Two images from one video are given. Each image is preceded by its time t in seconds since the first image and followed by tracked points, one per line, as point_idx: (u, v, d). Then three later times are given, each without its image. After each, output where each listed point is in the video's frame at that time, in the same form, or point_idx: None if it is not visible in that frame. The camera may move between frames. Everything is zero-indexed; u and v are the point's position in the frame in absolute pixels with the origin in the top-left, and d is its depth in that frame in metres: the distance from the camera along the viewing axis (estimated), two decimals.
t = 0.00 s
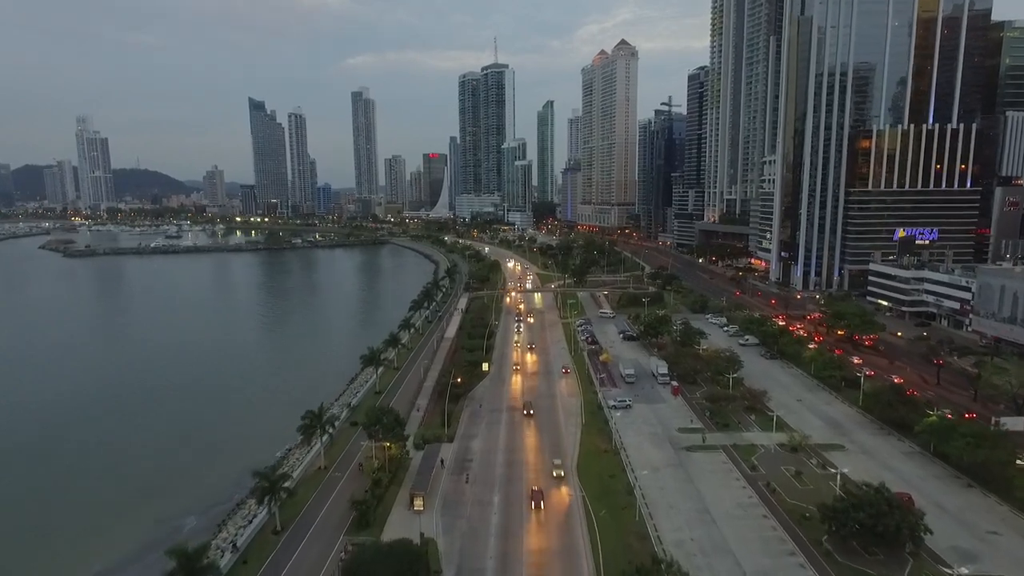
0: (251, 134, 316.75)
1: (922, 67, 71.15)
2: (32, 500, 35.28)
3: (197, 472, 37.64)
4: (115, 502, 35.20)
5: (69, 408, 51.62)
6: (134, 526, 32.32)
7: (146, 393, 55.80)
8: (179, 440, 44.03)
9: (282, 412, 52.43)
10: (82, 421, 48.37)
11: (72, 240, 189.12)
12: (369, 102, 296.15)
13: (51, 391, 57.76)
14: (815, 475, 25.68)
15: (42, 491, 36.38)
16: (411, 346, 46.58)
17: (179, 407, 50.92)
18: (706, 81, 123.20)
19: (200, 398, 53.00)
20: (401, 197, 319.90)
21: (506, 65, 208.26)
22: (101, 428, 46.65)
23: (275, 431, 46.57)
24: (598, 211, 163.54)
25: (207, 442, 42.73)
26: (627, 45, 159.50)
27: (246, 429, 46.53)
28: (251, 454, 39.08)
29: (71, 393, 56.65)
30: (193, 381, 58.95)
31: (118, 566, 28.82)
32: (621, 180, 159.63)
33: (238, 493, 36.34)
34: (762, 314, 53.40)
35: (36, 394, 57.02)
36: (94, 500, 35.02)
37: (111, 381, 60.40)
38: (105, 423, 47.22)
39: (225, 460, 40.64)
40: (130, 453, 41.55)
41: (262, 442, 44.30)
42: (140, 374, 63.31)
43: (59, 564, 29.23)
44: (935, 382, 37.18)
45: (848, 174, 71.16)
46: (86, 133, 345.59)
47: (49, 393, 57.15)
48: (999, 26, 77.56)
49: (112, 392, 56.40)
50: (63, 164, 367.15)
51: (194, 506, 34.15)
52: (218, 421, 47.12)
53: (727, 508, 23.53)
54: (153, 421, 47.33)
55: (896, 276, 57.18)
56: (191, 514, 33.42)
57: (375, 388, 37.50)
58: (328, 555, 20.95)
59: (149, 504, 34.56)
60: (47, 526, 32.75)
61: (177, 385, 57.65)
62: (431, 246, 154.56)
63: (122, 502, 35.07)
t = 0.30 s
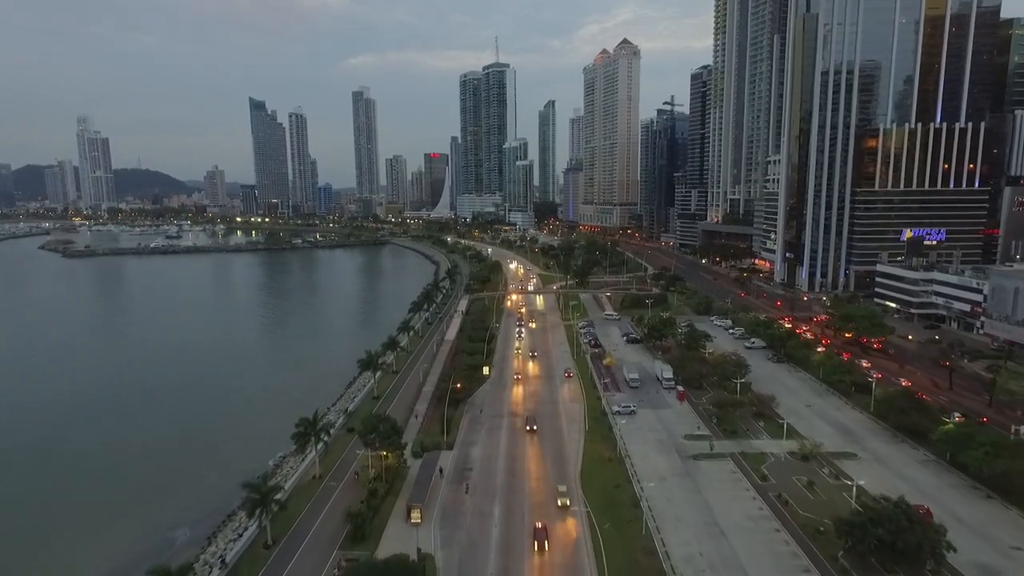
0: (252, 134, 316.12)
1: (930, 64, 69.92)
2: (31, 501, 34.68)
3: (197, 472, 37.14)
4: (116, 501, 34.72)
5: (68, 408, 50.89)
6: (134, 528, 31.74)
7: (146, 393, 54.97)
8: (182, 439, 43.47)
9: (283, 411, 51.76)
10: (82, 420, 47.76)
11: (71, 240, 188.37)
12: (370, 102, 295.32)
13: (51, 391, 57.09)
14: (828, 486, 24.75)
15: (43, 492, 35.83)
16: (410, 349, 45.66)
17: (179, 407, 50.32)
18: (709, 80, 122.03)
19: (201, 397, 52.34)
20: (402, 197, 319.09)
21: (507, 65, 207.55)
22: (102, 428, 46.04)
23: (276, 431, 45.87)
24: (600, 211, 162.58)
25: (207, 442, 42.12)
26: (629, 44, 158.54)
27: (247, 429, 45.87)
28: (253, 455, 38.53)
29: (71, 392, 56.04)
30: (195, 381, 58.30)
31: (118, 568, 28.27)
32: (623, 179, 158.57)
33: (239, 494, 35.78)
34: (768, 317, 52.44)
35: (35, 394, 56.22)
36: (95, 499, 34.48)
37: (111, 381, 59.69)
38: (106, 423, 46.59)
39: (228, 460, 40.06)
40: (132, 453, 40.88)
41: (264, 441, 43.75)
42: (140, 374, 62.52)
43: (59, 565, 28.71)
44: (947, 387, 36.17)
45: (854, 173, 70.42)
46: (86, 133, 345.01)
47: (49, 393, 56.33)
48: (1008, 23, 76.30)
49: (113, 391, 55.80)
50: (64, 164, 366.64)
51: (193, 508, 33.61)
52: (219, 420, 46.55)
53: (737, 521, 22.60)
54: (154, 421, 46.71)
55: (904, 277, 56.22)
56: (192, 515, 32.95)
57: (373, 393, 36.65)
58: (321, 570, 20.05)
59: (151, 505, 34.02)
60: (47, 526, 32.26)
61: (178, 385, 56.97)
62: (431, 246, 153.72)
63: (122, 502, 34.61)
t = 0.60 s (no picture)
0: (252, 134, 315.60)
1: (937, 62, 69.00)
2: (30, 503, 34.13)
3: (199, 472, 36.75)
4: (116, 501, 34.20)
5: (69, 407, 50.15)
6: (134, 528, 31.31)
7: (146, 393, 54.14)
8: (183, 439, 42.86)
9: (283, 411, 50.99)
10: (82, 420, 47.11)
11: (70, 241, 187.49)
12: (370, 102, 294.67)
13: (49, 390, 56.30)
14: (842, 497, 23.75)
15: (43, 491, 35.35)
16: (409, 352, 44.70)
17: (181, 407, 49.67)
18: (712, 79, 121.20)
19: (202, 396, 51.66)
20: (402, 197, 318.40)
21: (508, 64, 206.98)
22: (101, 428, 45.42)
23: (277, 432, 45.33)
24: (601, 211, 161.63)
25: (208, 442, 41.50)
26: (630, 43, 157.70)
27: (248, 430, 45.14)
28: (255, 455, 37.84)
29: (70, 391, 55.36)
30: (195, 381, 57.39)
31: (117, 569, 27.76)
32: (625, 179, 157.68)
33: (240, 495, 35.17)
34: (774, 319, 51.41)
35: (35, 394, 55.39)
36: (95, 499, 34.02)
37: (111, 381, 58.73)
38: (106, 423, 45.92)
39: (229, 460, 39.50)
40: (133, 453, 40.30)
41: (266, 441, 43.12)
42: (140, 374, 61.62)
43: (59, 565, 28.28)
44: (960, 392, 35.21)
45: (859, 174, 69.38)
46: (86, 132, 344.46)
47: (49, 393, 55.65)
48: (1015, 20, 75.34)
49: (114, 390, 55.07)
50: (64, 164, 366.16)
51: (193, 510, 32.98)
52: (219, 419, 45.91)
53: (748, 534, 21.60)
54: (155, 420, 46.13)
55: (912, 279, 55.25)
56: (192, 516, 32.38)
57: (370, 398, 35.74)
58: None
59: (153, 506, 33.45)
60: (47, 526, 31.87)
61: (179, 383, 56.43)
62: (432, 246, 152.88)
63: (122, 502, 34.05)
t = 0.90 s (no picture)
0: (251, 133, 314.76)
1: (944, 60, 67.93)
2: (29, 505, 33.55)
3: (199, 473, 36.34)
4: (118, 502, 33.71)
5: (69, 407, 49.47)
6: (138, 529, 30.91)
7: (146, 393, 53.39)
8: (184, 440, 42.35)
9: (284, 411, 50.28)
10: (81, 420, 46.50)
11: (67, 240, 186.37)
12: (369, 102, 293.71)
13: (48, 390, 55.32)
14: (858, 510, 22.74)
15: (44, 491, 34.87)
16: (407, 356, 43.71)
17: (182, 407, 49.03)
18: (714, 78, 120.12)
19: (202, 396, 51.09)
20: (402, 197, 317.29)
21: (508, 63, 206.14)
22: (100, 428, 44.79)
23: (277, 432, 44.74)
24: (602, 211, 160.47)
25: (208, 441, 41.00)
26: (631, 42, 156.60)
27: (248, 430, 44.50)
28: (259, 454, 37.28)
29: (70, 391, 54.68)
30: (196, 380, 56.47)
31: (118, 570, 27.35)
32: (626, 179, 156.69)
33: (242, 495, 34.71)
34: (779, 321, 50.40)
35: (34, 394, 54.53)
36: (96, 501, 33.55)
37: (111, 381, 57.77)
38: (105, 424, 45.27)
39: (233, 460, 39.06)
40: (133, 453, 39.81)
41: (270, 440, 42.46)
42: (138, 374, 60.86)
43: (61, 567, 27.90)
44: (974, 398, 34.32)
45: (865, 172, 67.96)
46: (84, 132, 343.41)
47: (48, 392, 54.94)
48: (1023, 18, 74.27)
49: (113, 390, 54.38)
50: (62, 163, 365.17)
51: (195, 511, 32.49)
52: (220, 420, 45.38)
53: (760, 551, 20.59)
54: (155, 420, 45.60)
55: (920, 280, 54.26)
56: (195, 518, 31.93)
57: (366, 404, 34.72)
58: None
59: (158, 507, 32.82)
60: (47, 526, 31.48)
61: (180, 382, 55.96)
62: (431, 246, 151.89)
63: (124, 503, 33.55)
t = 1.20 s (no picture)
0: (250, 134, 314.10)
1: (952, 58, 66.91)
2: (30, 506, 33.56)
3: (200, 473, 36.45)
4: (120, 502, 33.83)
5: (69, 407, 49.42)
6: (140, 529, 30.99)
7: (147, 393, 53.35)
8: (184, 440, 42.33)
9: (284, 411, 50.09)
10: (81, 420, 46.49)
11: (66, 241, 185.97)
12: (369, 101, 292.63)
13: (48, 390, 55.21)
14: (876, 526, 21.66)
15: (46, 491, 35.00)
16: (404, 360, 42.72)
17: (183, 407, 49.01)
18: (716, 77, 119.00)
19: (203, 396, 51.02)
20: (401, 197, 316.09)
21: (507, 63, 205.28)
22: (99, 429, 44.73)
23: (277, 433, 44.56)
24: (602, 211, 159.45)
25: (208, 442, 40.97)
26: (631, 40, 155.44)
27: (248, 430, 44.42)
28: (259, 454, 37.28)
29: (70, 391, 54.64)
30: (196, 380, 56.33)
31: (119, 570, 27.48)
32: (626, 179, 155.74)
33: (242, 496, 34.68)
34: (785, 324, 49.38)
35: (34, 394, 54.56)
36: (97, 501, 33.61)
37: (111, 381, 57.62)
38: (105, 424, 45.30)
39: (234, 460, 39.06)
40: (132, 453, 39.84)
41: (271, 440, 42.36)
42: (138, 374, 60.58)
43: (63, 567, 28.02)
44: (989, 404, 33.27)
45: (871, 172, 67.40)
46: (83, 132, 343.01)
47: (49, 392, 54.83)
48: None
49: (114, 390, 54.33)
50: (61, 164, 365.04)
51: (197, 512, 32.54)
52: (220, 420, 45.36)
53: (775, 570, 19.52)
54: (155, 421, 45.55)
55: (928, 281, 53.18)
56: (197, 519, 31.97)
57: (362, 411, 33.66)
58: None
59: (160, 507, 32.87)
60: (48, 526, 31.60)
61: (180, 382, 55.88)
62: (431, 246, 151.24)
63: (126, 504, 33.60)
